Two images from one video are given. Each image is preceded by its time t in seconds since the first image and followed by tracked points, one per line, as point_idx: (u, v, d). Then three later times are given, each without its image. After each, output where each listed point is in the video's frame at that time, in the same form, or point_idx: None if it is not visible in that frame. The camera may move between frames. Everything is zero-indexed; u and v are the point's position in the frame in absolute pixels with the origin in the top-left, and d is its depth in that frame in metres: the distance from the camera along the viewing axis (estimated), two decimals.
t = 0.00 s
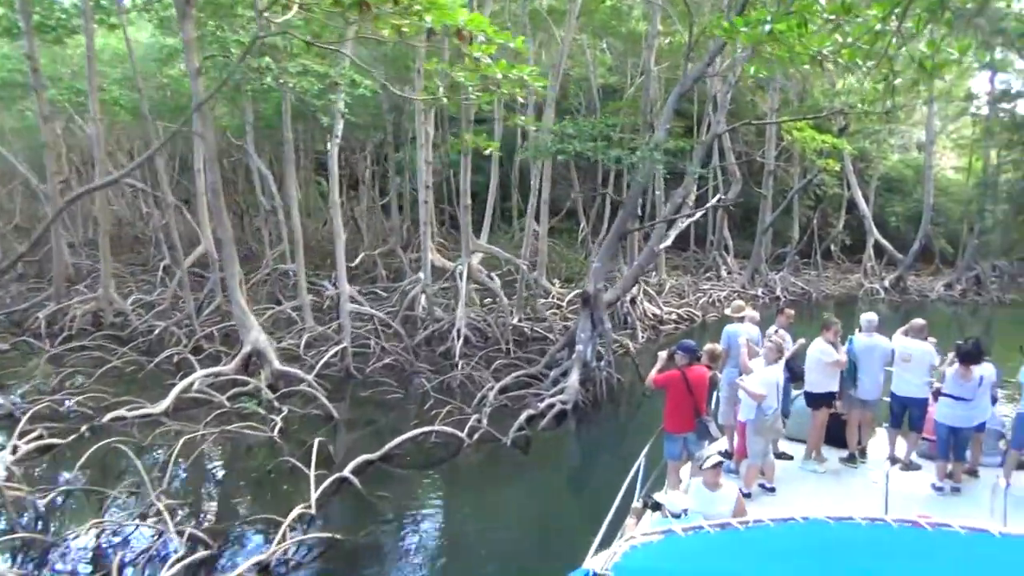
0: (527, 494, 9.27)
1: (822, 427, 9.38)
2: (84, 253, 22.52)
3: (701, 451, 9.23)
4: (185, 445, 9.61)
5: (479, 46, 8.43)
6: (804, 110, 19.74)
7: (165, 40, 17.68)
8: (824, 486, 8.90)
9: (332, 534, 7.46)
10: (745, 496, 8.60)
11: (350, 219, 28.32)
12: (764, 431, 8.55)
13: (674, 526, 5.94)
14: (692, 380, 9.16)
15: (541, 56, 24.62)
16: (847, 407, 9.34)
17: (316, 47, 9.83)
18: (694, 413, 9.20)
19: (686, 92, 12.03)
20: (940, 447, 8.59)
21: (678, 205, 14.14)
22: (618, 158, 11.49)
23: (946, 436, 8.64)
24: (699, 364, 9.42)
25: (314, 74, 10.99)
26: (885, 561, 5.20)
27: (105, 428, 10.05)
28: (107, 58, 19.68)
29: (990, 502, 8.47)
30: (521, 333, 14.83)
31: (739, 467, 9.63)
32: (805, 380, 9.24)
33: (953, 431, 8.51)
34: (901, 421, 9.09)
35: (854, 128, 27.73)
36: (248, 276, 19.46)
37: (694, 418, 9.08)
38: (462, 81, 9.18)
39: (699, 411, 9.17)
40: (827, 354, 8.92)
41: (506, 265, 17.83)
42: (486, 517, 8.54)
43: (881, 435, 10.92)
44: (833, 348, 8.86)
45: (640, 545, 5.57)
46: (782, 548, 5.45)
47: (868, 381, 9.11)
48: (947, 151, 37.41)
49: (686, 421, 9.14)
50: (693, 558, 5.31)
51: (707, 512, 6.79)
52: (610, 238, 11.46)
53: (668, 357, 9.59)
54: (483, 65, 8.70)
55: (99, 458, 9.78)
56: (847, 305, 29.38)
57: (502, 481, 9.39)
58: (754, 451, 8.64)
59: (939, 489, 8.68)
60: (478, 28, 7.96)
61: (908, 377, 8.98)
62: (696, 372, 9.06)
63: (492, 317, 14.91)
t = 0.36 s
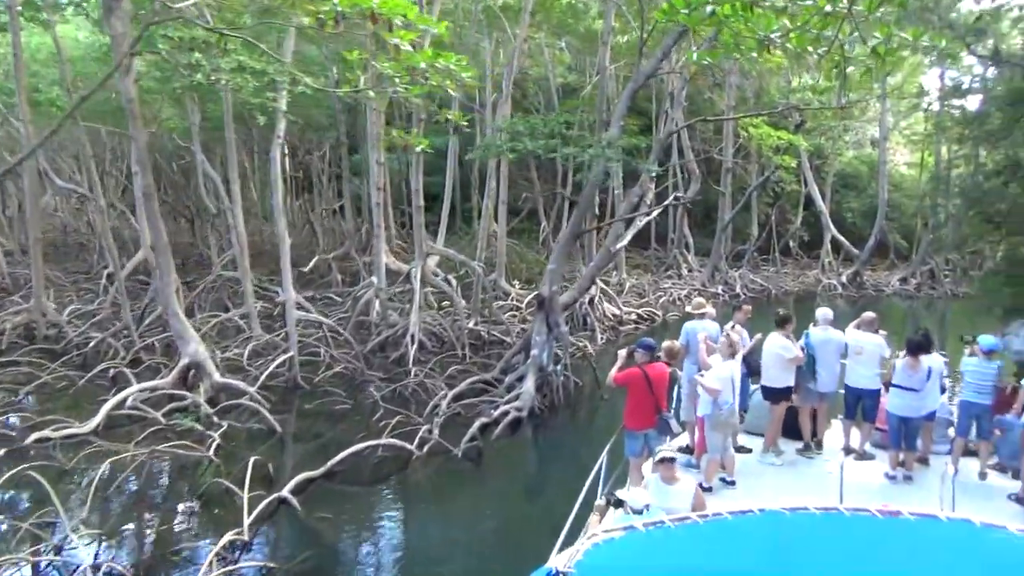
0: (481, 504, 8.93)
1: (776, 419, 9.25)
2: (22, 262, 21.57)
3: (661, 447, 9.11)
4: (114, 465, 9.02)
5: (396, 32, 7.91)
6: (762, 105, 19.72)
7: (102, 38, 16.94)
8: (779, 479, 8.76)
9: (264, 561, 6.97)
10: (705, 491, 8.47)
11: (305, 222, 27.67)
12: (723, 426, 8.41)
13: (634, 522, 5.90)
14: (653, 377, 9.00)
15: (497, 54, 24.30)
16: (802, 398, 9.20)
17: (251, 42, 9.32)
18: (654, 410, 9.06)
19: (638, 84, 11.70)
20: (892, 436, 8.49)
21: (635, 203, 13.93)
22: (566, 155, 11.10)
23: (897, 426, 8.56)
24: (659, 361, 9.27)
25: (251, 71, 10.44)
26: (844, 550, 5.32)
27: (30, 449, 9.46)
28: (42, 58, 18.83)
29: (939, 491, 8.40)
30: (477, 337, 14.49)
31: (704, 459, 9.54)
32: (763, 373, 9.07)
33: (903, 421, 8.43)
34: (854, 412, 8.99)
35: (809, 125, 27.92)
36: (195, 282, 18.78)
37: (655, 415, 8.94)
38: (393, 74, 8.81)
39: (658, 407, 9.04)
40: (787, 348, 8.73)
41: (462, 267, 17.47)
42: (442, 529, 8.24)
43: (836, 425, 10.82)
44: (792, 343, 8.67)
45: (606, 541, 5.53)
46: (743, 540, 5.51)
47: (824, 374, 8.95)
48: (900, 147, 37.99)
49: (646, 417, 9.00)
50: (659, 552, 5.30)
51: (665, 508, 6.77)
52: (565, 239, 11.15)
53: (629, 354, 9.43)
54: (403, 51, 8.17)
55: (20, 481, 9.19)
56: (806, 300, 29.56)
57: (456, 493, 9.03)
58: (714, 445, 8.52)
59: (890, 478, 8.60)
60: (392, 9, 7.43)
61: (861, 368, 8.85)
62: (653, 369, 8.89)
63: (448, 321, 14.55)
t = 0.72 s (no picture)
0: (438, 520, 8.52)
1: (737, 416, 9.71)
2: None
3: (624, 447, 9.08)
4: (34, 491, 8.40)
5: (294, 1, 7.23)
6: (720, 104, 19.67)
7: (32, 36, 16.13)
8: (742, 477, 9.17)
9: None
10: (668, 489, 8.80)
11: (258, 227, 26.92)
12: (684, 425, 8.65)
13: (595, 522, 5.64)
14: (613, 377, 9.01)
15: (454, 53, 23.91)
16: (759, 395, 9.67)
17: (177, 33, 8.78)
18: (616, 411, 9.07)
19: (591, 80, 11.38)
20: (846, 430, 9.06)
21: (592, 204, 13.70)
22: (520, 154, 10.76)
23: (851, 419, 9.12)
24: (619, 361, 9.24)
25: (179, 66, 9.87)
26: (812, 545, 5.03)
27: None
28: None
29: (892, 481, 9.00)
30: (433, 343, 14.11)
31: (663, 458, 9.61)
32: (723, 370, 9.40)
33: (856, 414, 8.97)
34: (810, 408, 9.48)
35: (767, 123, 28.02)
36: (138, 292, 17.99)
37: (617, 414, 8.95)
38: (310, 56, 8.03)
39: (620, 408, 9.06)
40: (747, 346, 9.12)
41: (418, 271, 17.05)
42: (397, 548, 7.84)
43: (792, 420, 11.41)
44: (748, 340, 9.02)
45: (565, 543, 5.23)
46: (706, 537, 5.21)
47: (778, 370, 9.38)
48: (856, 146, 38.48)
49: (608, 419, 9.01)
50: (618, 554, 4.99)
51: (627, 508, 6.41)
52: (519, 242, 10.81)
53: (589, 356, 9.37)
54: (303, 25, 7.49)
55: None
56: (766, 298, 29.68)
57: (408, 510, 8.59)
58: (675, 443, 8.79)
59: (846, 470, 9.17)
60: None
61: (815, 364, 9.32)
62: (616, 371, 8.89)
63: (402, 327, 14.14)
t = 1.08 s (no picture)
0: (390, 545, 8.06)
1: (695, 413, 9.64)
2: None
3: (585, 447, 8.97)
4: None
5: None
6: (680, 104, 19.53)
7: None
8: (701, 476, 9.04)
9: None
10: (629, 488, 8.62)
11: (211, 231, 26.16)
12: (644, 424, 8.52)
13: (560, 521, 5.27)
14: (573, 380, 8.83)
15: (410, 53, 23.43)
16: (717, 393, 9.62)
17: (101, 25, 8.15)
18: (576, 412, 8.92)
19: (546, 78, 11.03)
20: (803, 426, 9.05)
21: (550, 206, 13.38)
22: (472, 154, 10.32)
23: (809, 416, 9.05)
24: (578, 363, 9.08)
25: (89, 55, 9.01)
26: (776, 547, 4.79)
27: None
28: None
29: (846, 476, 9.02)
30: (387, 351, 13.66)
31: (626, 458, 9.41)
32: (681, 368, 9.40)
33: (814, 411, 8.91)
34: (767, 405, 9.45)
35: (725, 125, 28.05)
36: (79, 300, 17.22)
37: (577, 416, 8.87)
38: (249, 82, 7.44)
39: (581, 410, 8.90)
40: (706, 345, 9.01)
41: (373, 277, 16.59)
42: (352, 571, 7.39)
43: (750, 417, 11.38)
44: (706, 338, 9.02)
45: (527, 545, 4.87)
46: (666, 539, 4.92)
47: (734, 367, 9.43)
48: (814, 148, 38.87)
49: (569, 420, 8.87)
50: (577, 557, 4.65)
51: (592, 502, 6.13)
52: (473, 245, 10.43)
53: (548, 360, 9.15)
54: None
55: None
56: (727, 300, 29.68)
57: (360, 529, 8.13)
58: (636, 443, 8.67)
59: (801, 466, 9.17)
60: None
61: (772, 362, 9.30)
62: (574, 372, 8.77)
63: (355, 335, 13.68)
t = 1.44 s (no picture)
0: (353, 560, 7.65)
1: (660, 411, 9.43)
2: None
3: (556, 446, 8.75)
4: None
5: None
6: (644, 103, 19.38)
7: None
8: (666, 472, 8.81)
9: None
10: (597, 487, 8.39)
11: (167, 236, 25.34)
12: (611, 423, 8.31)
13: (531, 522, 4.91)
14: (541, 380, 8.60)
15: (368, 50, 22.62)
16: (684, 391, 9.45)
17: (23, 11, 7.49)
18: (544, 413, 8.68)
19: (506, 75, 10.62)
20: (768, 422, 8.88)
21: (513, 207, 13.05)
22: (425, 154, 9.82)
23: (775, 411, 8.91)
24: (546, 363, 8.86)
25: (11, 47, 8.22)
26: (750, 539, 4.47)
27: None
28: None
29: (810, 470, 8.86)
30: (346, 358, 13.19)
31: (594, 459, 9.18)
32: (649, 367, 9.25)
33: (781, 408, 8.75)
34: (732, 401, 9.29)
35: (691, 124, 27.98)
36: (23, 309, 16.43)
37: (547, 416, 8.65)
38: (176, 137, 6.37)
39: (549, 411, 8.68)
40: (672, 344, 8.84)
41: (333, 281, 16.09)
42: None
43: (716, 416, 11.19)
44: (676, 337, 8.89)
45: (499, 546, 4.52)
46: (636, 534, 4.60)
47: (700, 366, 9.28)
48: (778, 147, 39.12)
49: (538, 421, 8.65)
50: (545, 559, 4.27)
51: (563, 502, 5.81)
52: (432, 248, 10.03)
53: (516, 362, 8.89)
54: None
55: None
56: (694, 300, 29.55)
57: (319, 546, 7.64)
58: (604, 442, 8.44)
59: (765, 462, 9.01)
60: None
61: (737, 359, 9.14)
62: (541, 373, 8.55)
63: (312, 342, 13.18)
